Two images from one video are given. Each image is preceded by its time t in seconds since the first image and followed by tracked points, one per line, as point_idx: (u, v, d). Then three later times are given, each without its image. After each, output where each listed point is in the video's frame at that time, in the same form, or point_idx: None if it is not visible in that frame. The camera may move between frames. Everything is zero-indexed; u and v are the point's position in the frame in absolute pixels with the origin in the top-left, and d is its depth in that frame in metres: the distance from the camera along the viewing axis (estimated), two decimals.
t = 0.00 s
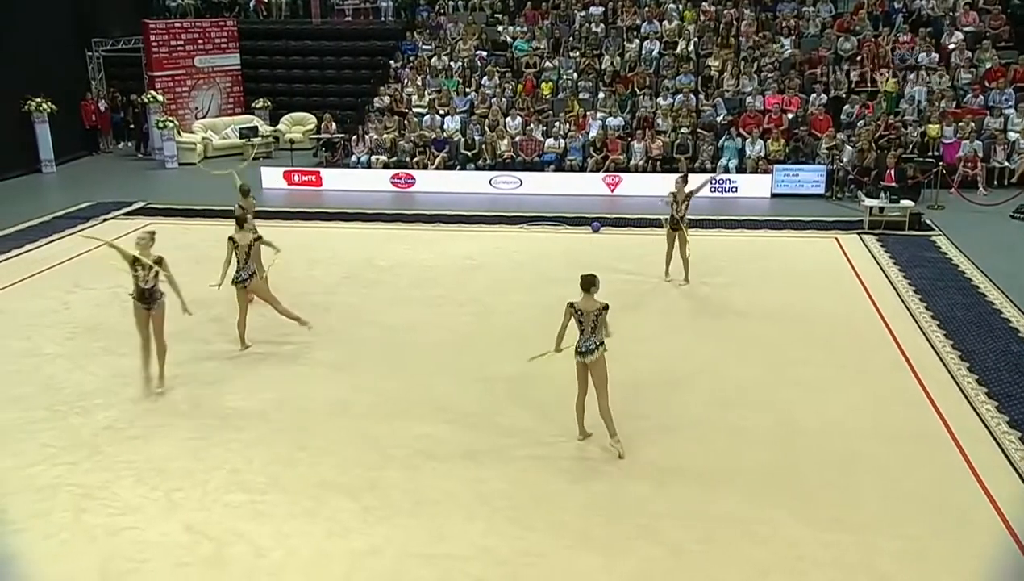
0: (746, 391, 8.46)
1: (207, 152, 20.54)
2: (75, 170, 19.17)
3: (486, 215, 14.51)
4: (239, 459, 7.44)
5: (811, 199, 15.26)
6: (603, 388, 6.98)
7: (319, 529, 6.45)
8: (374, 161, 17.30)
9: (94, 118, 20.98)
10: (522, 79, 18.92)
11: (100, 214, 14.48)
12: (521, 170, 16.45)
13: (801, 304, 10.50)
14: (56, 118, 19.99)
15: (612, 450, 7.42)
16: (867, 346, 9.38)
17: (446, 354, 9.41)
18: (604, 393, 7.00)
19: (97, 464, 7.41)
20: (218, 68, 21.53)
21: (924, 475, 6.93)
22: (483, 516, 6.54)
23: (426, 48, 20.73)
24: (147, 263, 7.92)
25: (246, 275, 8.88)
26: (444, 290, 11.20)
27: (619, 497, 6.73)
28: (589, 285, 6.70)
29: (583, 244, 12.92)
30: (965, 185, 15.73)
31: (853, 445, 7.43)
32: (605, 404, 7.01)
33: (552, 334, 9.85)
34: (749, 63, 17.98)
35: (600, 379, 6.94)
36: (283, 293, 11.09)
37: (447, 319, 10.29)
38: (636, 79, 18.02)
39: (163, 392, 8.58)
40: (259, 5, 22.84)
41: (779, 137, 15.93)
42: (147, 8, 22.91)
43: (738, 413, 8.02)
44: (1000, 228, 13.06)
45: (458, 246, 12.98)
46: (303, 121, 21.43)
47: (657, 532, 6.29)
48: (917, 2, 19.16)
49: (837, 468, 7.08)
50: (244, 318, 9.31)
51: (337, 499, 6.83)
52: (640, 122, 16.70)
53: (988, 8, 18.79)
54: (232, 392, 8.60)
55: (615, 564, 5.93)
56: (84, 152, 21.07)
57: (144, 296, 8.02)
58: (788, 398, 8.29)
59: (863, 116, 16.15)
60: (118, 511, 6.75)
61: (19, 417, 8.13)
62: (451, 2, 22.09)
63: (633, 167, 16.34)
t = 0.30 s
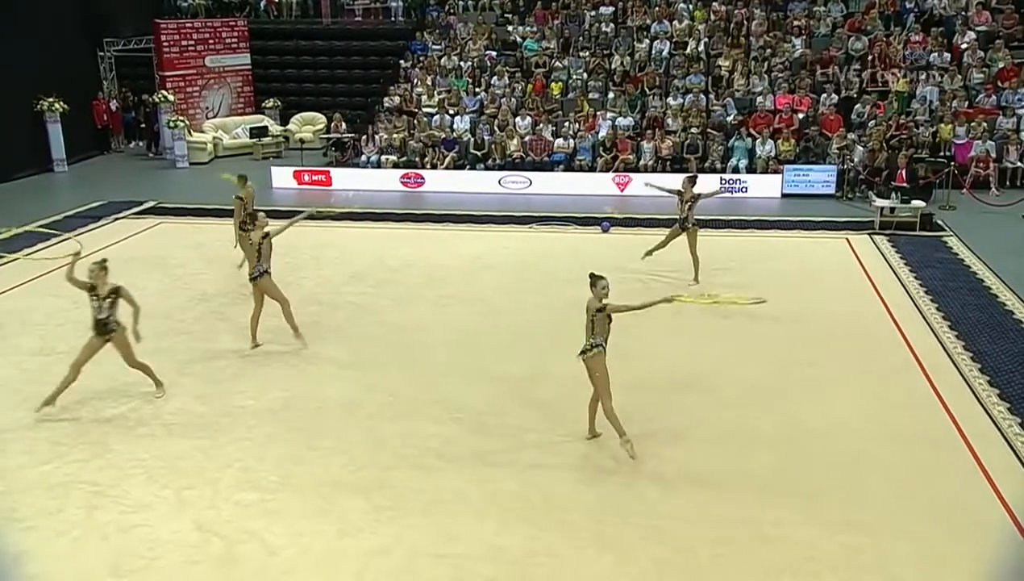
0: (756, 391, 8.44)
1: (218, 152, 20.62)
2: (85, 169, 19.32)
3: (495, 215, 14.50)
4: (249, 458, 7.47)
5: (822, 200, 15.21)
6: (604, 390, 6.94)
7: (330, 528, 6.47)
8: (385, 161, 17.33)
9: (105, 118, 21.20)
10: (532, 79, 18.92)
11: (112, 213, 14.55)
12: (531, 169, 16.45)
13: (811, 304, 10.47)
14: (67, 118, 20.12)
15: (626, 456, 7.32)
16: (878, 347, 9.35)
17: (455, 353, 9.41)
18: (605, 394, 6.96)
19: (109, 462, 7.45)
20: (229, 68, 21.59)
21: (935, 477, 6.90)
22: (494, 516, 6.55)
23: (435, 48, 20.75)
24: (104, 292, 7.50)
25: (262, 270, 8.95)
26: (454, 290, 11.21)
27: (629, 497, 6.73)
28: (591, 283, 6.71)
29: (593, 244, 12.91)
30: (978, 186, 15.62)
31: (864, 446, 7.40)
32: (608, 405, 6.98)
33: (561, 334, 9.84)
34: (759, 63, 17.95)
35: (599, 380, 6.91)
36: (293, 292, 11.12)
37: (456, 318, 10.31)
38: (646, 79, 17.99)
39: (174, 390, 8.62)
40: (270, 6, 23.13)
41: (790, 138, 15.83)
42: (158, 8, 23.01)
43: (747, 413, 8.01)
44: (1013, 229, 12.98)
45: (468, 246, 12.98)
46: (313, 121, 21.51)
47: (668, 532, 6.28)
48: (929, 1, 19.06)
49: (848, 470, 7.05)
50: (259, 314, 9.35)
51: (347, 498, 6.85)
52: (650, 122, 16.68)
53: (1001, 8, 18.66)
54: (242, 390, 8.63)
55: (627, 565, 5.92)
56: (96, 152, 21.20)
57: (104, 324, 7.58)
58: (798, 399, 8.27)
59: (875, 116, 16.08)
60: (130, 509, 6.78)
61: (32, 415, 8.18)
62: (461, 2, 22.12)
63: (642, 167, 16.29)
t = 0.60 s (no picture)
0: (767, 391, 8.49)
1: (233, 152, 20.73)
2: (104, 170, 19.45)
3: (506, 215, 14.57)
4: (262, 455, 7.58)
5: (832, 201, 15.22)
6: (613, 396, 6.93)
7: (342, 525, 6.56)
8: (398, 163, 17.38)
9: (124, 119, 21.39)
10: (544, 80, 18.98)
11: (130, 213, 14.70)
12: (543, 170, 16.53)
13: (820, 305, 10.50)
14: (87, 119, 20.33)
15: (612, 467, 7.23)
16: (887, 347, 9.38)
17: (467, 352, 9.51)
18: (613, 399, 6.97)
19: (125, 458, 7.58)
20: (245, 70, 21.80)
21: (942, 478, 6.94)
22: (504, 514, 6.63)
23: (448, 50, 20.85)
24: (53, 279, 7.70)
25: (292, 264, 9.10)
26: (465, 290, 11.29)
27: (638, 497, 6.79)
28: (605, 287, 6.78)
29: (602, 245, 12.96)
30: (989, 189, 15.46)
31: (873, 447, 7.44)
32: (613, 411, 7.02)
33: (572, 334, 9.90)
34: (770, 66, 17.98)
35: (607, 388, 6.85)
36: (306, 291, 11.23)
37: (467, 318, 10.39)
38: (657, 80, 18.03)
39: (190, 387, 8.75)
40: (286, 8, 23.22)
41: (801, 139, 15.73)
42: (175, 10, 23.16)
43: (756, 413, 8.07)
44: None
45: (479, 246, 13.06)
46: (327, 123, 21.53)
47: (676, 531, 6.35)
48: (941, 3, 19.02)
49: (856, 470, 7.10)
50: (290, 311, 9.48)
51: (359, 496, 6.95)
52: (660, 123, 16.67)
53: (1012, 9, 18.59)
54: (257, 388, 8.75)
55: (635, 565, 5.99)
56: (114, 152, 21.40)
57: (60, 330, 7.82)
58: (807, 400, 8.31)
59: (886, 117, 16.08)
60: (145, 505, 6.90)
61: (51, 412, 8.32)
62: (474, 5, 22.24)
63: (653, 168, 16.18)
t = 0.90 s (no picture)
0: (774, 390, 8.85)
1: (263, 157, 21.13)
2: (140, 174, 20.03)
3: (523, 218, 14.96)
4: (292, 446, 8.00)
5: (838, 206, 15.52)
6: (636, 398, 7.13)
7: (367, 514, 6.97)
8: (419, 167, 17.73)
9: (160, 126, 21.85)
10: (560, 88, 19.38)
11: (165, 215, 15.20)
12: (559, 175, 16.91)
13: (826, 306, 10.85)
14: (126, 124, 20.90)
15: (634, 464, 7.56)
16: (892, 347, 9.72)
17: (486, 350, 9.90)
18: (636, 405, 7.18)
19: (163, 447, 8.03)
20: (275, 78, 22.29)
21: (939, 474, 7.30)
22: (522, 505, 7.02)
23: (468, 60, 21.36)
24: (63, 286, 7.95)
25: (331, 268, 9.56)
26: (484, 289, 11.69)
27: (649, 489, 7.18)
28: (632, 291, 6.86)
29: (615, 247, 13.32)
30: (990, 194, 15.76)
31: (874, 445, 7.80)
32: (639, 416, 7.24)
33: (587, 333, 10.28)
34: (778, 74, 18.35)
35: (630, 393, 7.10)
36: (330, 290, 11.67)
37: (485, 316, 10.80)
38: (669, 88, 18.40)
39: (222, 381, 9.19)
40: (314, 20, 23.94)
41: (807, 145, 16.24)
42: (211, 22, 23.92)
43: (763, 410, 8.45)
44: None
45: (497, 247, 13.47)
46: (353, 129, 21.95)
47: (685, 523, 6.72)
48: (944, 14, 19.30)
49: (857, 467, 7.46)
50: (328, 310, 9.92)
51: (384, 486, 7.36)
52: (672, 129, 16.94)
53: (1013, 22, 18.87)
54: (286, 383, 9.18)
55: (645, 553, 6.36)
56: (150, 157, 21.93)
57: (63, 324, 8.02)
58: (812, 397, 8.68)
59: (890, 125, 16.38)
60: (183, 492, 7.33)
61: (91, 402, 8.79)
62: (492, 15, 22.69)
63: (665, 173, 16.60)
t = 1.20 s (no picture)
0: (783, 387, 9.25)
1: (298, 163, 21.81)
2: (184, 178, 20.91)
3: (544, 221, 15.42)
4: (322, 437, 8.51)
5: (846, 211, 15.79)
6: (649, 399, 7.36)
7: (393, 502, 7.43)
8: (445, 172, 18.28)
9: (202, 133, 22.78)
10: (580, 97, 19.90)
11: (205, 216, 15.83)
12: (578, 179, 17.35)
13: (834, 307, 11.22)
14: (172, 132, 21.79)
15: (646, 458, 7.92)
16: (897, 348, 10.10)
17: (507, 347, 10.36)
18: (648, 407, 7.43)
19: (202, 436, 8.55)
20: (309, 88, 23.11)
21: (936, 469, 7.67)
22: (538, 494, 7.46)
23: (493, 70, 22.10)
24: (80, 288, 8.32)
25: (363, 271, 9.93)
26: (503, 289, 12.16)
27: (660, 481, 7.59)
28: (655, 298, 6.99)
29: (632, 249, 13.75)
30: (994, 200, 16.01)
31: (875, 441, 8.18)
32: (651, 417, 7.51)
33: (604, 330, 10.73)
34: (790, 84, 18.79)
35: (643, 394, 7.32)
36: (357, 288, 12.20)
37: (505, 314, 11.29)
38: (684, 97, 18.86)
39: (257, 375, 9.70)
40: (346, 32, 24.75)
41: (818, 152, 16.48)
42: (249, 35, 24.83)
43: (772, 407, 8.86)
44: None
45: (517, 248, 13.96)
46: (382, 135, 22.77)
47: (693, 512, 7.12)
48: (951, 27, 19.92)
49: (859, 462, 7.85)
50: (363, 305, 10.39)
51: (409, 475, 7.83)
52: (687, 137, 17.44)
53: (1018, 34, 19.27)
54: (317, 377, 9.67)
55: (653, 539, 6.78)
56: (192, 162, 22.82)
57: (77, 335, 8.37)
58: (819, 395, 9.09)
59: (898, 133, 16.78)
60: (220, 480, 7.83)
61: (134, 393, 9.33)
62: (516, 28, 23.29)
63: (680, 178, 17.03)
